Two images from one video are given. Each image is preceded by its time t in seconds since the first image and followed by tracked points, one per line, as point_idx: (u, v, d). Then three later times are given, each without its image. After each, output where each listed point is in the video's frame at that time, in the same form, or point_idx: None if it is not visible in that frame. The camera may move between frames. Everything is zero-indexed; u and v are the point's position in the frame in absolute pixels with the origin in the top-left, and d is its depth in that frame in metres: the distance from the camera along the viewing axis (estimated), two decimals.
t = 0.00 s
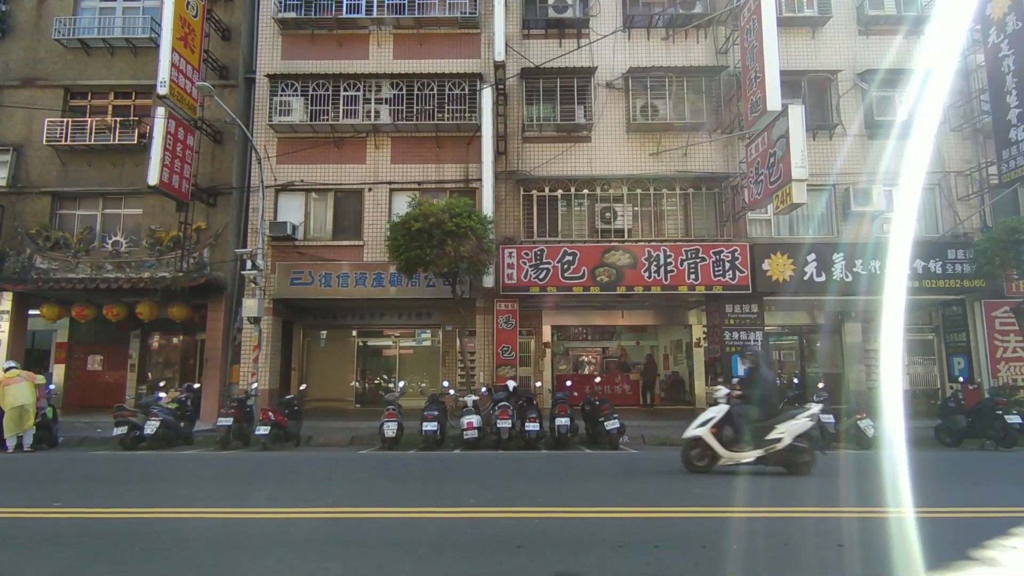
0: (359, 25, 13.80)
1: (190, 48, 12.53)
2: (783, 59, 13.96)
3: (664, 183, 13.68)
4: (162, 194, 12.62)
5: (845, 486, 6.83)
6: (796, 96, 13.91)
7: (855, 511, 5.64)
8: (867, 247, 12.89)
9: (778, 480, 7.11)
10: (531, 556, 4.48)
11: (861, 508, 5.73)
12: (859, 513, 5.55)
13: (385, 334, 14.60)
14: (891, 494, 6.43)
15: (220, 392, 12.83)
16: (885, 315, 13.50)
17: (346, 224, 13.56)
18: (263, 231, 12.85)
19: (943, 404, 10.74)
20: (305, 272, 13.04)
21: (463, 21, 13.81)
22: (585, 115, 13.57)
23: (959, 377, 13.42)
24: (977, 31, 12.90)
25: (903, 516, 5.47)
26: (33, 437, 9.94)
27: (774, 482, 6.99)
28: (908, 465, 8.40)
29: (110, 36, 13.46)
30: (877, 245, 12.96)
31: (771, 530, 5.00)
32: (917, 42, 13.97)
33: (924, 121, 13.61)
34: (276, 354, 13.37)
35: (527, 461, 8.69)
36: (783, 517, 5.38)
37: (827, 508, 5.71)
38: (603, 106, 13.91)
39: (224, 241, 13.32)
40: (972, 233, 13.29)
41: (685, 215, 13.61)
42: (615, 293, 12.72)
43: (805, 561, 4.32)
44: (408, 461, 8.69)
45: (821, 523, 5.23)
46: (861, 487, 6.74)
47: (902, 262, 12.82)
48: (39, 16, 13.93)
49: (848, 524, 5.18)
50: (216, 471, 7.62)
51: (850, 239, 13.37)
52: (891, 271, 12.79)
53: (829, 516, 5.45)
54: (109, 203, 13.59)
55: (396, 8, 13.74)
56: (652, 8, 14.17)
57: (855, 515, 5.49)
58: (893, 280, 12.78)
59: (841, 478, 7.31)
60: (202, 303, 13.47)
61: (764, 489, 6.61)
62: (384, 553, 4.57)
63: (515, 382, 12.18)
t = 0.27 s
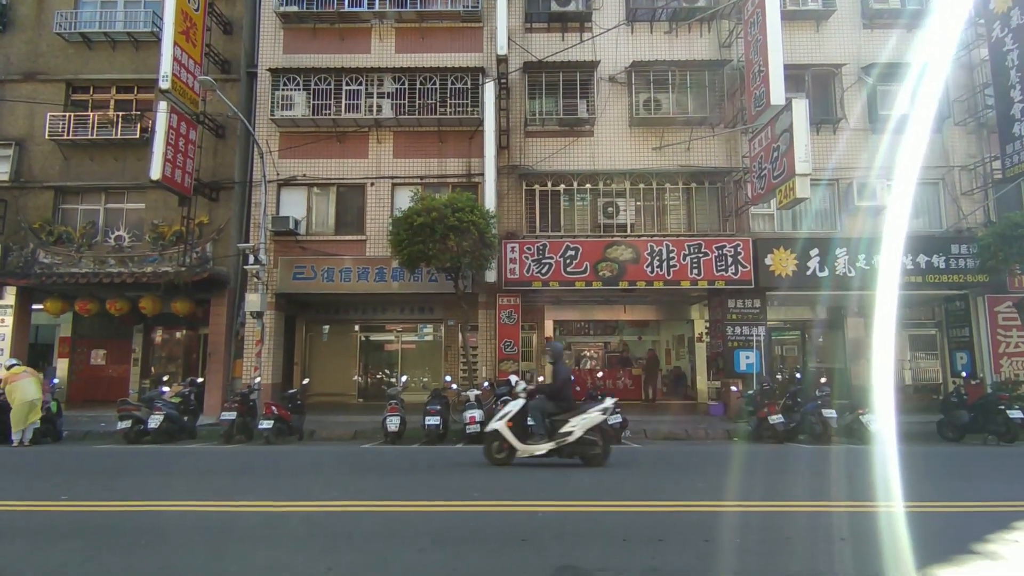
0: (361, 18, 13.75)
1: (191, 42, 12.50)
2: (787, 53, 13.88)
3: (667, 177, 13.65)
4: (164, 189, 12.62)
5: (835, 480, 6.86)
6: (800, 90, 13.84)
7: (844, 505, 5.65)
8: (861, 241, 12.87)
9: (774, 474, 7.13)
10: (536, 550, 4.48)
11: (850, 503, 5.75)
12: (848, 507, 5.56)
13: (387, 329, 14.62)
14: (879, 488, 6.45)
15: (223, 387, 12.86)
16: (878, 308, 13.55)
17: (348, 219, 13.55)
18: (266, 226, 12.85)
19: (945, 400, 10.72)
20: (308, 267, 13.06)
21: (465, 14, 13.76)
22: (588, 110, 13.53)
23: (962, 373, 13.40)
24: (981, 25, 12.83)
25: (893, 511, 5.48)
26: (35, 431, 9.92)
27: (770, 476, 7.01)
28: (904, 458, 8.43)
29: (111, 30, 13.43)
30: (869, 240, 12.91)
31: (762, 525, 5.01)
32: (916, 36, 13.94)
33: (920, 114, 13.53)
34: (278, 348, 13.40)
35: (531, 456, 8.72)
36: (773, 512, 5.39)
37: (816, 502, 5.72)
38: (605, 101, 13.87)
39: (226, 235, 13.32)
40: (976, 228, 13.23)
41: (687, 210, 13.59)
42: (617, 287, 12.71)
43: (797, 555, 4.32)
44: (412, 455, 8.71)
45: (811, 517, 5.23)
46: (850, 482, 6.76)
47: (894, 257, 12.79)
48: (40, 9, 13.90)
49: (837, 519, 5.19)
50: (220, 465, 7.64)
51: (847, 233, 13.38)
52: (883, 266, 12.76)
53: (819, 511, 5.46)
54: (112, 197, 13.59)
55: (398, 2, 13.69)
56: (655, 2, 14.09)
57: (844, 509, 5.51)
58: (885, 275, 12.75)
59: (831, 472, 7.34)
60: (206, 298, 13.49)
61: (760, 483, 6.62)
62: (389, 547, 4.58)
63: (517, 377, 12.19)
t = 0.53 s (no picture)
0: (371, 11, 13.73)
1: (203, 36, 12.55)
2: (800, 44, 13.72)
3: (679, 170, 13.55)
4: (177, 183, 12.71)
5: (831, 474, 6.84)
6: (813, 81, 13.68)
7: (841, 499, 5.63)
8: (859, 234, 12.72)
9: (780, 468, 7.12)
10: (548, 542, 4.50)
11: (846, 497, 5.72)
12: (844, 502, 5.53)
13: (397, 322, 14.67)
14: (874, 482, 6.42)
15: (235, 379, 12.98)
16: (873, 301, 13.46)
17: (358, 212, 13.58)
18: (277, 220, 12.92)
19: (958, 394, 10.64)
20: (319, 261, 13.13)
21: (475, 7, 13.72)
22: (598, 102, 13.46)
23: (976, 367, 13.26)
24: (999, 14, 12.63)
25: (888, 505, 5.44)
26: (52, 424, 10.10)
27: (773, 469, 7.00)
28: (918, 453, 8.37)
29: (124, 24, 13.50)
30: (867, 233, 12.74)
31: (759, 518, 5.00)
32: (919, 26, 13.75)
33: (922, 105, 13.34)
34: (290, 341, 13.49)
35: (542, 448, 8.74)
36: (770, 505, 5.38)
37: (811, 496, 5.70)
38: (615, 93, 13.77)
39: (238, 229, 13.40)
40: (991, 221, 13.05)
41: (698, 203, 13.51)
42: (627, 281, 12.68)
43: (794, 549, 4.31)
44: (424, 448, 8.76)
45: (806, 511, 5.21)
46: (846, 475, 6.75)
47: (891, 252, 12.65)
48: (53, 4, 13.98)
49: (832, 513, 5.17)
50: (233, 455, 7.73)
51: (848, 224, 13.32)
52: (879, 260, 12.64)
53: (815, 504, 5.44)
54: (125, 191, 13.69)
55: None
56: None
57: (840, 503, 5.48)
58: (882, 270, 12.62)
59: (826, 465, 7.32)
60: (218, 291, 13.60)
61: (765, 476, 6.61)
62: (402, 537, 4.61)
63: (527, 370, 12.21)
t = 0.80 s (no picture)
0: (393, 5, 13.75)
1: (228, 33, 12.71)
2: (828, 30, 13.40)
3: (703, 161, 13.36)
4: (204, 178, 12.92)
5: (834, 468, 6.72)
6: (841, 68, 13.36)
7: (844, 494, 5.51)
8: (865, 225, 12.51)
9: (804, 461, 7.01)
10: (572, 534, 4.49)
11: (849, 491, 5.60)
12: (847, 496, 5.42)
13: (419, 315, 14.77)
14: (876, 476, 6.30)
15: (262, 371, 13.21)
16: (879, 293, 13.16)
17: (380, 206, 13.67)
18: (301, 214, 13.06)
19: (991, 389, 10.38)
20: (343, 254, 13.27)
21: None
22: (620, 93, 13.32)
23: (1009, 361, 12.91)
24: None
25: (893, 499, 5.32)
26: (88, 414, 10.40)
27: (796, 463, 6.91)
28: (949, 448, 8.17)
29: (151, 22, 13.73)
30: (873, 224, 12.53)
31: (775, 513, 4.92)
32: (935, 10, 13.40)
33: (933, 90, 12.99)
34: (314, 334, 13.68)
35: (565, 441, 8.73)
36: (772, 500, 5.28)
37: (813, 490, 5.59)
38: (637, 83, 13.61)
39: (263, 223, 13.59)
40: None
41: (722, 194, 13.32)
42: (650, 273, 12.57)
43: (798, 545, 4.21)
44: (446, 440, 8.81)
45: (808, 506, 5.11)
46: (848, 469, 6.63)
47: (898, 241, 12.39)
48: (83, 4, 14.27)
49: (836, 508, 5.06)
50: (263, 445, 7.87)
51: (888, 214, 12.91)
52: (885, 253, 12.38)
53: (817, 499, 5.32)
54: (154, 187, 13.96)
55: None
56: None
57: (843, 498, 5.37)
58: (887, 260, 12.36)
59: (853, 460, 7.19)
60: (244, 285, 13.82)
61: (787, 470, 6.53)
62: (427, 526, 4.65)
63: (549, 363, 12.22)
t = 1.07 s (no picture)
0: None
1: (263, 33, 12.96)
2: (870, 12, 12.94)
3: (739, 151, 13.10)
4: (242, 175, 13.23)
5: (841, 462, 6.54)
6: (883, 52, 12.90)
7: (851, 489, 5.34)
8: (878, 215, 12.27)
9: (839, 456, 6.85)
10: (606, 526, 4.49)
11: (858, 486, 5.43)
12: (855, 492, 5.24)
13: (451, 309, 14.87)
14: (902, 470, 6.11)
15: (299, 364, 13.52)
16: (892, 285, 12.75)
17: (412, 200, 13.79)
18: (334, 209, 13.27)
19: None
20: (375, 249, 13.44)
21: None
22: (652, 82, 13.13)
23: None
24: None
25: (905, 495, 5.14)
26: (136, 405, 10.87)
27: (831, 457, 6.76)
28: (997, 444, 7.87)
29: (190, 24, 14.11)
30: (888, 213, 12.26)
31: (810, 507, 4.82)
32: None
33: (954, 68, 12.47)
34: (349, 327, 13.92)
35: (596, 434, 8.72)
36: (778, 495, 5.15)
37: (820, 485, 5.42)
38: (670, 71, 13.39)
39: (299, 219, 13.84)
40: None
41: (758, 184, 13.04)
42: (683, 266, 12.40)
43: (808, 543, 4.08)
44: (478, 432, 8.88)
45: (815, 502, 4.96)
46: (858, 464, 6.44)
47: (913, 230, 12.12)
48: (125, 8, 14.71)
49: (846, 503, 4.91)
50: (302, 437, 8.06)
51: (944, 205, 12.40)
52: (898, 242, 12.12)
53: (825, 495, 5.16)
54: (194, 185, 14.34)
55: None
56: None
57: (851, 494, 5.20)
58: (901, 250, 12.12)
59: (894, 454, 7.00)
60: (281, 279, 14.12)
61: (822, 464, 6.40)
62: (464, 518, 4.72)
63: (581, 356, 12.19)
